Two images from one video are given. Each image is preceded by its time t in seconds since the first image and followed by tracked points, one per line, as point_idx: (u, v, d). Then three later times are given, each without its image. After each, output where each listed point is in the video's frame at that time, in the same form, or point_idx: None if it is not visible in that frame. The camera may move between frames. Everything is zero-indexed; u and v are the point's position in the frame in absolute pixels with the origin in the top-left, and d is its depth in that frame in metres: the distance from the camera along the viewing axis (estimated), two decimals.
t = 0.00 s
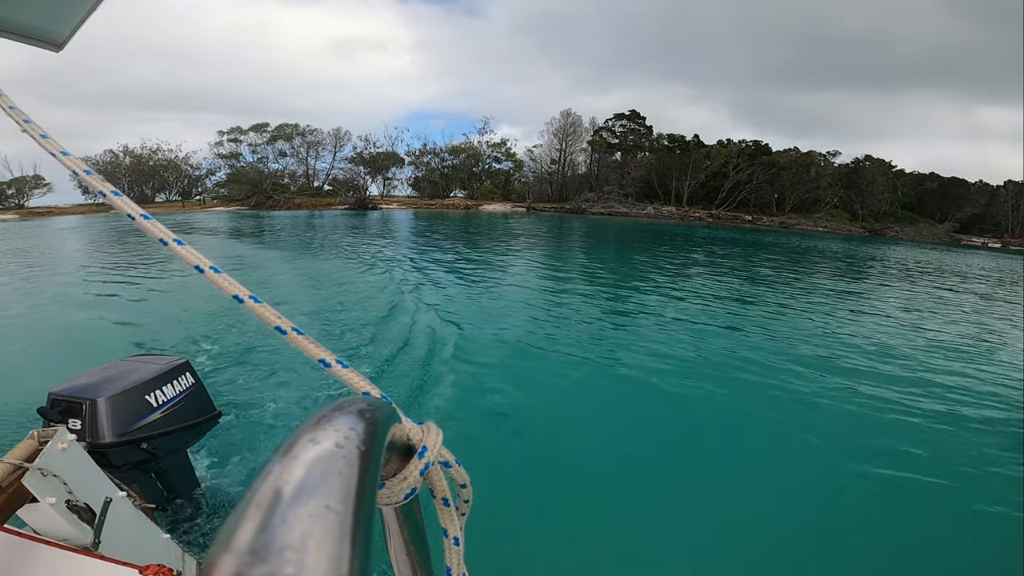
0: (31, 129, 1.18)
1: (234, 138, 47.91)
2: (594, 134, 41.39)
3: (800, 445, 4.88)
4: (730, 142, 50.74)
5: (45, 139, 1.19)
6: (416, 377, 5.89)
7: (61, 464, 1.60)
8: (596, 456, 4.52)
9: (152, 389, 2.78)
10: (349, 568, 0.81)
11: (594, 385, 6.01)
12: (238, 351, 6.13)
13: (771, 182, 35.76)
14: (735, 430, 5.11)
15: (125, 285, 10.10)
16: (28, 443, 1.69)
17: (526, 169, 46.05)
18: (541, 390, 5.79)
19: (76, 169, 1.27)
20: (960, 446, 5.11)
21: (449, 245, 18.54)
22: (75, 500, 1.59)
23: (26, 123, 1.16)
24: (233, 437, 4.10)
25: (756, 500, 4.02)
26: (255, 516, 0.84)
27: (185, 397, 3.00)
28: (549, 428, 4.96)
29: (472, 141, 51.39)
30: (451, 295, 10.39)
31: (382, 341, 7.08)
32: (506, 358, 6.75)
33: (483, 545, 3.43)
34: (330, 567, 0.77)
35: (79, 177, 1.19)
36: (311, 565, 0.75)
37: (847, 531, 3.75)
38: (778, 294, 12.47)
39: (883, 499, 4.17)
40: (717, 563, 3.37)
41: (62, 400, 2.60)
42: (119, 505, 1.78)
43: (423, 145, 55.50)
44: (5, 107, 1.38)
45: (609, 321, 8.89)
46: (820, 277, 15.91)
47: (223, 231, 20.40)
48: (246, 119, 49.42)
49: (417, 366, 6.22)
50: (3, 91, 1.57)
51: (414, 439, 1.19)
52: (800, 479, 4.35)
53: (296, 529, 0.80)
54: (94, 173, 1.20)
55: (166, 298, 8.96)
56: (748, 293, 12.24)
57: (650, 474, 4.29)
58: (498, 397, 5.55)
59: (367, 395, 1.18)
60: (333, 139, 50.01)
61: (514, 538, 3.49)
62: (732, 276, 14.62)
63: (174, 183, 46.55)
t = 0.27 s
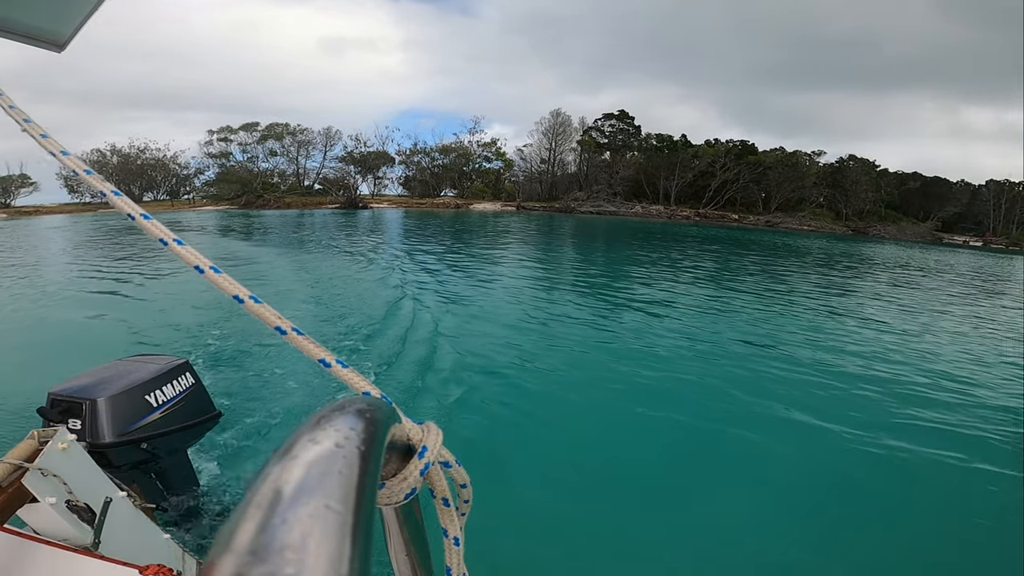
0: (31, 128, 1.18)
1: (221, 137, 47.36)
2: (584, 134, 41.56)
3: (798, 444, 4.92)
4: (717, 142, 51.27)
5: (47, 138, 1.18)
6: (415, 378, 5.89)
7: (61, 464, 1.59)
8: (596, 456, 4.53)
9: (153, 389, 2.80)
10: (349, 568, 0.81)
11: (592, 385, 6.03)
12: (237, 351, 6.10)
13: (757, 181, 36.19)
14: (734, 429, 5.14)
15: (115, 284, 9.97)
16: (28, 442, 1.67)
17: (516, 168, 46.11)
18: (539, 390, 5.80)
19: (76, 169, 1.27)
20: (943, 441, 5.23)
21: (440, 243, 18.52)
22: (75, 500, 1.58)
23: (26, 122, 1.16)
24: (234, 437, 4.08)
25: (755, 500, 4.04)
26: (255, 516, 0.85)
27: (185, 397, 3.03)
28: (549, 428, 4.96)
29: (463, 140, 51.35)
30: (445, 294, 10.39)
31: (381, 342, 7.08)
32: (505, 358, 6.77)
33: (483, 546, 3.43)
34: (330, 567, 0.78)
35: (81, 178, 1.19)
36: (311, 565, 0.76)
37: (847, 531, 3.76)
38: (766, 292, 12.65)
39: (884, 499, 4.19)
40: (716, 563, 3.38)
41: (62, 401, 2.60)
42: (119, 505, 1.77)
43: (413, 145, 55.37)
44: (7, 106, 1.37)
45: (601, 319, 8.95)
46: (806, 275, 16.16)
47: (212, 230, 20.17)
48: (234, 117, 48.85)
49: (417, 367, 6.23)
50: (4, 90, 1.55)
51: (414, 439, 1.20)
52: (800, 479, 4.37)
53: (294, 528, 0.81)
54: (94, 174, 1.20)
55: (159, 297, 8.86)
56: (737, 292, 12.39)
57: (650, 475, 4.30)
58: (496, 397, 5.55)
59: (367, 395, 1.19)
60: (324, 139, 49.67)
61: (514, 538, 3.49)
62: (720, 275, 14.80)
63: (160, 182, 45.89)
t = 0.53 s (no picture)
0: (34, 119, 1.17)
1: (207, 135, 46.75)
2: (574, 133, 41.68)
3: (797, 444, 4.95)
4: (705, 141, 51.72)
5: (50, 130, 1.17)
6: (416, 377, 5.88)
7: (61, 464, 1.57)
8: (596, 456, 4.53)
9: (153, 389, 2.78)
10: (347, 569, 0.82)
11: (591, 384, 6.04)
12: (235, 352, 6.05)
13: (743, 181, 36.61)
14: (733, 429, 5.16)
15: (103, 283, 9.81)
16: (28, 442, 1.65)
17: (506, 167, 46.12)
18: (538, 389, 5.79)
19: (77, 162, 1.26)
20: (927, 436, 5.35)
21: (430, 242, 18.48)
22: (76, 500, 1.56)
23: (30, 114, 1.15)
24: (234, 439, 4.05)
25: (755, 499, 4.06)
26: (256, 516, 0.86)
27: (186, 397, 2.99)
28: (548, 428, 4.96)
29: (453, 139, 51.23)
30: (437, 292, 10.38)
31: (380, 341, 7.05)
32: (504, 356, 6.77)
33: (484, 546, 3.43)
34: (329, 568, 0.79)
35: (82, 170, 1.18)
36: (310, 566, 0.77)
37: (847, 529, 3.80)
38: (754, 290, 12.81)
39: (885, 500, 4.22)
40: (717, 562, 3.40)
41: (62, 400, 2.59)
42: (119, 506, 1.75)
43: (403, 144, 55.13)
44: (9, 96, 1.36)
45: (593, 317, 9.00)
46: (792, 273, 16.40)
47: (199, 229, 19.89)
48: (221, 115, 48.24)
49: (415, 365, 6.22)
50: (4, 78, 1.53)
51: (414, 440, 1.21)
52: (801, 479, 4.39)
53: (293, 528, 0.82)
54: (95, 167, 1.19)
55: (148, 298, 8.74)
56: (726, 289, 12.53)
57: (650, 475, 4.31)
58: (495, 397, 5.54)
59: (367, 395, 1.19)
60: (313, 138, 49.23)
61: (516, 538, 3.49)
62: (709, 273, 14.96)
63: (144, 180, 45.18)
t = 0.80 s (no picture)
0: (32, 120, 1.17)
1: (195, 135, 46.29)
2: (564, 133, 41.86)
3: (796, 443, 5.00)
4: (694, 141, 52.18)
5: (48, 130, 1.17)
6: (414, 378, 5.86)
7: (61, 464, 1.57)
8: (597, 458, 4.53)
9: (153, 389, 2.82)
10: (346, 569, 0.82)
11: (589, 384, 6.05)
12: (231, 356, 6.02)
13: (731, 180, 37.00)
14: (734, 429, 5.19)
15: (94, 284, 9.71)
16: (28, 442, 1.65)
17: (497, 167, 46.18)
18: (537, 390, 5.80)
19: (75, 161, 1.25)
20: (914, 431, 5.45)
21: (422, 241, 18.48)
22: (75, 500, 1.56)
23: (28, 114, 1.14)
24: (233, 441, 4.05)
25: (755, 500, 4.09)
26: (257, 516, 0.86)
27: (185, 397, 3.04)
28: (548, 429, 4.96)
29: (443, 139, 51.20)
30: (430, 292, 10.39)
31: (378, 341, 7.03)
32: (502, 357, 6.76)
33: (484, 546, 3.44)
34: (328, 568, 0.79)
35: (79, 168, 1.17)
36: (310, 566, 0.77)
37: (845, 529, 3.83)
38: (742, 288, 12.99)
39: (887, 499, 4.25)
40: (715, 562, 3.43)
41: (62, 401, 2.62)
42: (120, 505, 1.76)
43: (393, 144, 54.98)
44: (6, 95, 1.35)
45: (584, 316, 9.06)
46: (780, 271, 16.61)
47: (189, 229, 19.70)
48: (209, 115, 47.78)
49: (413, 366, 6.19)
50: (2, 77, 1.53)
51: (414, 440, 1.20)
52: (801, 479, 4.43)
53: (293, 528, 0.82)
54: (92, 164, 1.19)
55: (141, 299, 8.66)
56: (716, 287, 12.67)
57: (650, 477, 4.31)
58: (493, 397, 5.54)
59: (367, 394, 1.19)
60: (302, 138, 48.92)
61: (516, 539, 3.50)
62: (698, 272, 15.13)
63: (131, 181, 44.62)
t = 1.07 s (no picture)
0: (34, 121, 1.18)
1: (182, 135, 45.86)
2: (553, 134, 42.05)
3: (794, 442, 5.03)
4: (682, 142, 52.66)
5: (51, 133, 1.18)
6: (413, 378, 5.86)
7: (62, 464, 1.56)
8: (597, 459, 4.53)
9: (153, 389, 2.81)
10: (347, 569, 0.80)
11: (587, 384, 6.06)
12: (226, 358, 5.98)
13: (718, 179, 37.40)
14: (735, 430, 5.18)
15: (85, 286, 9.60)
16: (28, 442, 1.63)
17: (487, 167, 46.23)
18: (535, 390, 5.80)
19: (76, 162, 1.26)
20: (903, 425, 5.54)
21: (413, 242, 18.47)
22: (76, 500, 1.55)
23: (30, 115, 1.15)
24: (233, 442, 4.04)
25: (757, 502, 4.08)
26: (256, 516, 0.85)
27: (185, 397, 3.02)
28: (547, 429, 4.95)
29: (433, 140, 51.17)
30: (424, 292, 10.39)
31: (374, 342, 7.01)
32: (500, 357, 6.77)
33: (483, 546, 3.43)
34: (329, 569, 0.77)
35: (81, 169, 1.18)
36: (310, 567, 0.75)
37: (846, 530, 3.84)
38: (732, 287, 13.15)
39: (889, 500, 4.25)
40: (714, 559, 3.45)
41: (62, 400, 2.62)
42: (120, 505, 1.75)
43: (383, 145, 54.86)
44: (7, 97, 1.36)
45: (578, 315, 9.11)
46: (768, 270, 16.84)
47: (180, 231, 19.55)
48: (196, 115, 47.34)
49: (410, 367, 6.19)
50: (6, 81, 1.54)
51: (414, 439, 1.20)
52: (802, 479, 4.43)
53: (293, 528, 0.80)
54: (93, 165, 1.20)
55: (134, 302, 8.58)
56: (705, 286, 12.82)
57: (649, 476, 4.33)
58: (492, 398, 5.53)
59: (367, 395, 1.19)
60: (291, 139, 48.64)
61: (516, 540, 3.50)
62: (688, 270, 15.28)
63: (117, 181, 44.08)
